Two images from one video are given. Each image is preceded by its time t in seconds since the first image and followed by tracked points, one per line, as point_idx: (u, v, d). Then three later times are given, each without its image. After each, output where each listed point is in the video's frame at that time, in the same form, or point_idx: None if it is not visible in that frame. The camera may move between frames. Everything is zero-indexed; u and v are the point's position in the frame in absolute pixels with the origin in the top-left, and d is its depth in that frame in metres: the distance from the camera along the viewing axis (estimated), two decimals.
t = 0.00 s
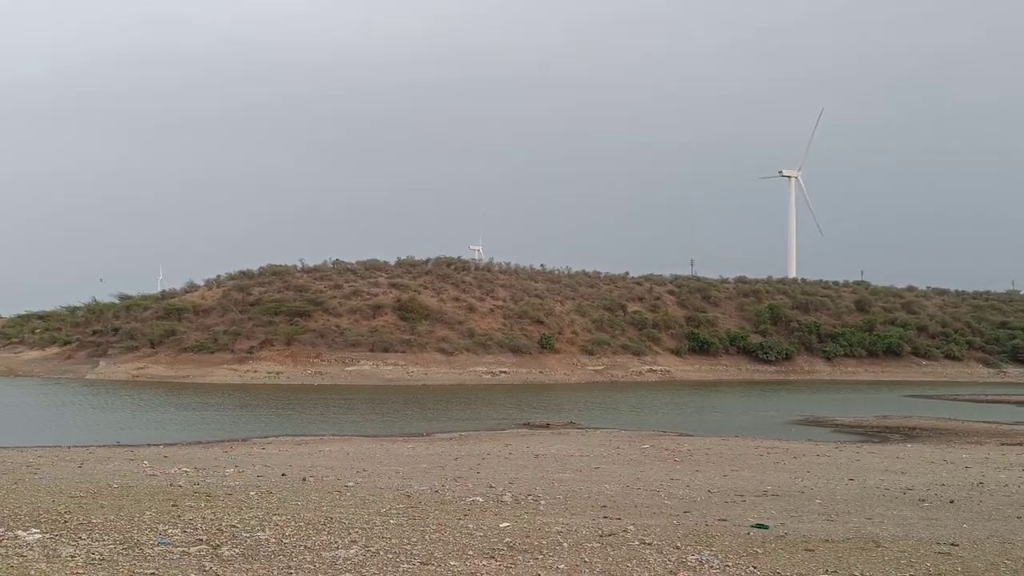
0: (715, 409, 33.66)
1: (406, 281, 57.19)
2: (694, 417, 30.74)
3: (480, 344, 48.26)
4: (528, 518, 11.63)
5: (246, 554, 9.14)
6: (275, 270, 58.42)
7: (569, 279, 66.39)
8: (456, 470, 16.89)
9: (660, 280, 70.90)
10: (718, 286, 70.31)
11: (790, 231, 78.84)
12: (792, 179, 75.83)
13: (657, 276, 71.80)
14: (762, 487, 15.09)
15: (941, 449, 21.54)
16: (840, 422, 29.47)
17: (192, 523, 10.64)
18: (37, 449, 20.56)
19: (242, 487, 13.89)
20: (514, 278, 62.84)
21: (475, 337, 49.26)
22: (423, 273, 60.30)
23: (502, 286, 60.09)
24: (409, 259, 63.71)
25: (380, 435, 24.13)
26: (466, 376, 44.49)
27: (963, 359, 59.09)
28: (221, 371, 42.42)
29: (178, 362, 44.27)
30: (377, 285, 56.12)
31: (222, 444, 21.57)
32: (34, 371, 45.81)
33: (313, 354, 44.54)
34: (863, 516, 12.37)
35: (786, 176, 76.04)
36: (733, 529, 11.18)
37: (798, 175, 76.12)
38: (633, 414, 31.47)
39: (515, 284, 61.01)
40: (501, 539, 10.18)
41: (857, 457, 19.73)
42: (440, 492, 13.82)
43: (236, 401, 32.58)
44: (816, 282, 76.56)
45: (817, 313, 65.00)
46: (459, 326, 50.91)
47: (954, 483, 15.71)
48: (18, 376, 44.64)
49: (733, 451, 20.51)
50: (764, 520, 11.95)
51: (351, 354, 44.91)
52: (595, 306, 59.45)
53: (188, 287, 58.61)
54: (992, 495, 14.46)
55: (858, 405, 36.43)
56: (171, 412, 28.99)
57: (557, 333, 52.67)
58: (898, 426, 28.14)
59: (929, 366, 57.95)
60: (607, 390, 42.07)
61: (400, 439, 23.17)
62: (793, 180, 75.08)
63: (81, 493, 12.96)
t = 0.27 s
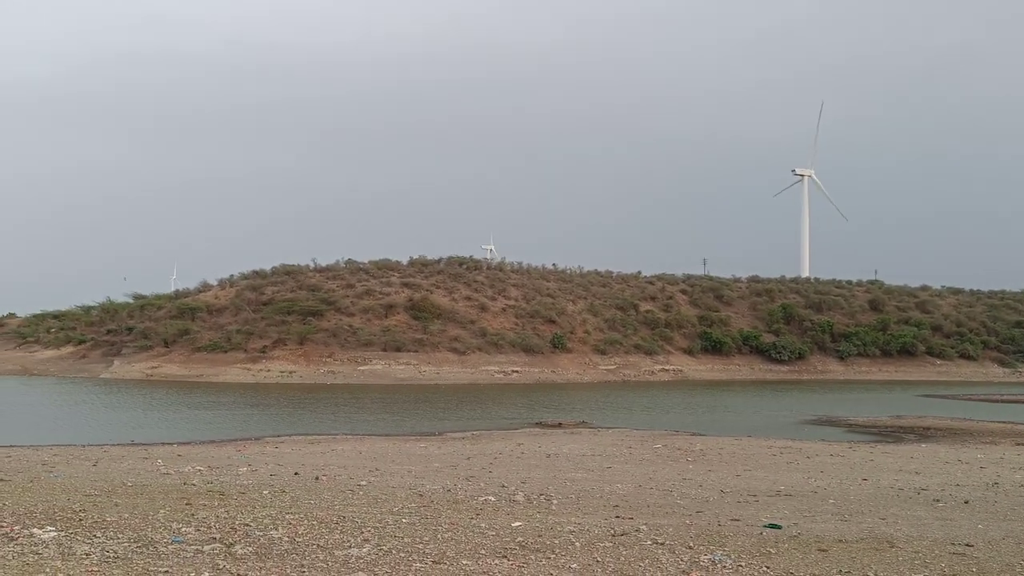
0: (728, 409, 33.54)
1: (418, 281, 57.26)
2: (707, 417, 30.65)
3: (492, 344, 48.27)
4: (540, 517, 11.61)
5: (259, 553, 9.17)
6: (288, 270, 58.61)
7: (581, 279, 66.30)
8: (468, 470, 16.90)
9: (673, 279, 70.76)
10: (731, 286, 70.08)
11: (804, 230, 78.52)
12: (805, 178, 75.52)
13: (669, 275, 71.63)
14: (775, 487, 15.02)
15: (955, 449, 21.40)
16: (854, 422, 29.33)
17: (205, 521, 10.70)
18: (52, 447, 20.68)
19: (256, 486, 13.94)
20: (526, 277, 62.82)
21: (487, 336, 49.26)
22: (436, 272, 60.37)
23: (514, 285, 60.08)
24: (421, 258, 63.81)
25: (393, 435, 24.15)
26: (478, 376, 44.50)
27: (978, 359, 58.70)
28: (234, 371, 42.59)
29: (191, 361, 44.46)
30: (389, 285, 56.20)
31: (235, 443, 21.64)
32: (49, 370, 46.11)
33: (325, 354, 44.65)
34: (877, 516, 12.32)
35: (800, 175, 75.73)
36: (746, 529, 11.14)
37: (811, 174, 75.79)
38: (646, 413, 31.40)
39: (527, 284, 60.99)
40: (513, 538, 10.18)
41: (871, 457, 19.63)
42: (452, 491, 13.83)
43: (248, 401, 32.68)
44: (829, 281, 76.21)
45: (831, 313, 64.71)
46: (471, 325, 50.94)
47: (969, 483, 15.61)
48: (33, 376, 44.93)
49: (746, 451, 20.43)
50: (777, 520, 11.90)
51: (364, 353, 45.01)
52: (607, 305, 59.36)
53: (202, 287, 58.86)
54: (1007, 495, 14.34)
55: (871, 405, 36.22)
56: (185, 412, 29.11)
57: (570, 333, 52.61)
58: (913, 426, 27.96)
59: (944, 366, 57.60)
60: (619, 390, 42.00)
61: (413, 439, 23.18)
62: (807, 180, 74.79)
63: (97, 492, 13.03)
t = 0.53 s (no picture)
0: (740, 409, 33.44)
1: (430, 280, 57.32)
2: (719, 416, 30.56)
3: (504, 342, 48.28)
4: (552, 516, 11.61)
5: (272, 551, 9.20)
6: (301, 269, 58.78)
7: (593, 277, 66.21)
8: (480, 469, 16.92)
9: (685, 278, 70.60)
10: (743, 284, 69.85)
11: (817, 229, 78.19)
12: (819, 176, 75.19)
13: (682, 274, 71.47)
14: (788, 487, 14.96)
15: (970, 449, 21.26)
16: (867, 422, 29.19)
17: (219, 519, 10.75)
18: (66, 444, 20.81)
19: (268, 484, 13.98)
20: (539, 276, 62.80)
21: (499, 335, 49.27)
22: (448, 271, 60.43)
23: (526, 284, 60.07)
24: (433, 257, 63.89)
25: (405, 433, 24.17)
26: (491, 374, 44.52)
27: (993, 358, 58.31)
28: (247, 369, 42.75)
29: (205, 360, 44.67)
30: (401, 284, 56.30)
31: (248, 441, 21.72)
32: (64, 369, 46.39)
33: (338, 352, 44.77)
34: (891, 516, 12.25)
35: (813, 173, 75.40)
36: (759, 529, 11.10)
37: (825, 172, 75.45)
38: (658, 413, 31.34)
39: (539, 283, 60.97)
40: (525, 537, 10.19)
41: (885, 456, 19.53)
42: (464, 490, 13.84)
43: (260, 399, 32.82)
44: (843, 280, 75.86)
45: (844, 312, 64.41)
46: (483, 324, 50.98)
47: (984, 484, 15.50)
48: (48, 374, 45.25)
49: (759, 451, 20.36)
50: (791, 520, 11.86)
51: (376, 352, 45.10)
52: (619, 304, 59.28)
53: (215, 286, 59.11)
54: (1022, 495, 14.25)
55: (886, 405, 36.03)
56: (198, 410, 29.24)
57: (582, 332, 52.57)
58: (927, 426, 27.79)
59: (958, 365, 57.24)
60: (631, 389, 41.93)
61: (425, 437, 23.21)
62: (820, 178, 74.45)
63: (111, 490, 13.11)
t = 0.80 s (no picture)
0: (753, 408, 33.33)
1: (442, 279, 57.39)
2: (732, 415, 30.48)
3: (516, 342, 48.29)
4: (565, 516, 11.59)
5: (285, 549, 9.23)
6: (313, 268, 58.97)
7: (605, 277, 66.14)
8: (492, 467, 16.93)
9: (698, 277, 70.42)
10: (756, 284, 69.62)
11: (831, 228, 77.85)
12: (832, 175, 74.87)
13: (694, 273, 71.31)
14: (801, 486, 14.92)
15: (985, 449, 21.13)
16: (881, 421, 29.07)
17: (232, 517, 10.80)
18: (82, 443, 20.96)
19: (282, 482, 14.05)
20: (551, 276, 62.78)
21: (511, 334, 49.29)
22: (460, 271, 60.49)
23: (538, 283, 60.06)
24: (445, 256, 63.97)
25: (417, 432, 24.21)
26: (503, 374, 44.54)
27: (1008, 357, 57.90)
28: (261, 368, 42.93)
29: (218, 359, 44.87)
30: (413, 283, 56.40)
31: (261, 440, 21.80)
32: (79, 368, 46.72)
33: (351, 351, 44.89)
34: (905, 516, 12.20)
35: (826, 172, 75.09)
36: (772, 529, 11.06)
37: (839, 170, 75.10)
38: (670, 412, 31.30)
39: (551, 282, 60.96)
40: (537, 536, 10.19)
41: (899, 456, 19.45)
42: (476, 489, 13.87)
43: (273, 398, 32.95)
44: (856, 279, 75.51)
45: (858, 311, 64.10)
46: (496, 323, 51.01)
47: (999, 484, 15.41)
48: (64, 373, 45.58)
49: (772, 450, 20.31)
50: (804, 520, 11.81)
51: (388, 351, 45.20)
52: (631, 303, 59.20)
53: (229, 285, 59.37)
54: None
55: (900, 404, 35.81)
56: (212, 409, 29.37)
57: (594, 331, 52.52)
58: (942, 426, 27.65)
59: (973, 365, 56.87)
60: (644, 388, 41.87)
61: (437, 436, 23.25)
62: (834, 177, 74.14)
63: (125, 488, 13.19)
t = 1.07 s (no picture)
0: (767, 408, 33.20)
1: (455, 278, 57.45)
2: (747, 415, 30.38)
3: (530, 341, 48.26)
4: (580, 515, 11.59)
5: (300, 547, 9.27)
6: (327, 267, 59.15)
7: (618, 276, 66.03)
8: (506, 466, 16.94)
9: (712, 276, 70.18)
10: (771, 283, 69.35)
11: (846, 227, 77.45)
12: (848, 173, 74.46)
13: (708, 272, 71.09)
14: (816, 486, 14.86)
15: (1002, 449, 20.98)
16: (897, 421, 28.90)
17: (247, 515, 10.85)
18: (98, 442, 21.09)
19: (296, 481, 14.09)
20: (564, 275, 62.72)
21: (524, 333, 49.28)
22: (473, 270, 60.53)
23: (551, 282, 60.04)
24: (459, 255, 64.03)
25: (431, 431, 24.24)
26: (516, 373, 44.53)
27: None
28: (276, 367, 43.09)
29: (233, 358, 45.08)
30: (427, 282, 56.48)
31: (275, 439, 21.89)
32: (95, 367, 47.04)
33: (364, 350, 45.01)
34: (921, 516, 12.13)
35: (841, 170, 74.70)
36: (787, 529, 11.02)
37: (854, 169, 74.68)
38: (684, 411, 31.22)
39: (565, 281, 60.91)
40: (551, 535, 10.19)
41: (915, 456, 19.34)
42: (490, 487, 13.88)
43: (287, 397, 33.09)
44: (872, 278, 75.08)
45: (873, 310, 63.74)
46: (509, 322, 51.02)
47: (1016, 484, 15.30)
48: (81, 372, 45.92)
49: (787, 450, 20.24)
50: (819, 519, 11.77)
51: (402, 350, 45.27)
52: (645, 302, 59.09)
53: (243, 284, 59.63)
54: None
55: (916, 404, 35.59)
56: (227, 407, 29.50)
57: (608, 330, 52.45)
58: (958, 425, 27.48)
59: (990, 364, 56.45)
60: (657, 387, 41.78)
61: (451, 435, 23.27)
62: (849, 175, 73.76)
63: (142, 486, 13.27)
